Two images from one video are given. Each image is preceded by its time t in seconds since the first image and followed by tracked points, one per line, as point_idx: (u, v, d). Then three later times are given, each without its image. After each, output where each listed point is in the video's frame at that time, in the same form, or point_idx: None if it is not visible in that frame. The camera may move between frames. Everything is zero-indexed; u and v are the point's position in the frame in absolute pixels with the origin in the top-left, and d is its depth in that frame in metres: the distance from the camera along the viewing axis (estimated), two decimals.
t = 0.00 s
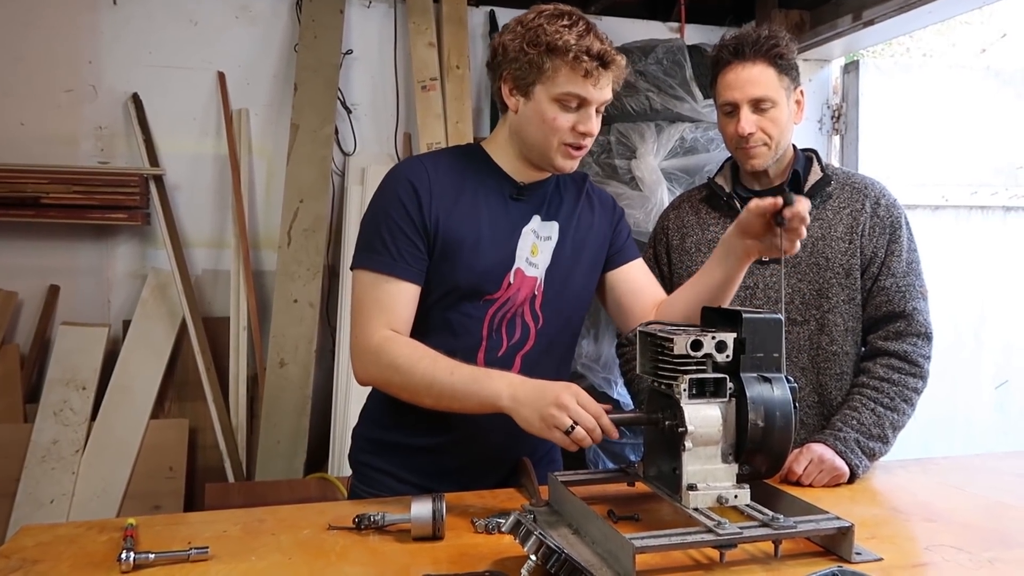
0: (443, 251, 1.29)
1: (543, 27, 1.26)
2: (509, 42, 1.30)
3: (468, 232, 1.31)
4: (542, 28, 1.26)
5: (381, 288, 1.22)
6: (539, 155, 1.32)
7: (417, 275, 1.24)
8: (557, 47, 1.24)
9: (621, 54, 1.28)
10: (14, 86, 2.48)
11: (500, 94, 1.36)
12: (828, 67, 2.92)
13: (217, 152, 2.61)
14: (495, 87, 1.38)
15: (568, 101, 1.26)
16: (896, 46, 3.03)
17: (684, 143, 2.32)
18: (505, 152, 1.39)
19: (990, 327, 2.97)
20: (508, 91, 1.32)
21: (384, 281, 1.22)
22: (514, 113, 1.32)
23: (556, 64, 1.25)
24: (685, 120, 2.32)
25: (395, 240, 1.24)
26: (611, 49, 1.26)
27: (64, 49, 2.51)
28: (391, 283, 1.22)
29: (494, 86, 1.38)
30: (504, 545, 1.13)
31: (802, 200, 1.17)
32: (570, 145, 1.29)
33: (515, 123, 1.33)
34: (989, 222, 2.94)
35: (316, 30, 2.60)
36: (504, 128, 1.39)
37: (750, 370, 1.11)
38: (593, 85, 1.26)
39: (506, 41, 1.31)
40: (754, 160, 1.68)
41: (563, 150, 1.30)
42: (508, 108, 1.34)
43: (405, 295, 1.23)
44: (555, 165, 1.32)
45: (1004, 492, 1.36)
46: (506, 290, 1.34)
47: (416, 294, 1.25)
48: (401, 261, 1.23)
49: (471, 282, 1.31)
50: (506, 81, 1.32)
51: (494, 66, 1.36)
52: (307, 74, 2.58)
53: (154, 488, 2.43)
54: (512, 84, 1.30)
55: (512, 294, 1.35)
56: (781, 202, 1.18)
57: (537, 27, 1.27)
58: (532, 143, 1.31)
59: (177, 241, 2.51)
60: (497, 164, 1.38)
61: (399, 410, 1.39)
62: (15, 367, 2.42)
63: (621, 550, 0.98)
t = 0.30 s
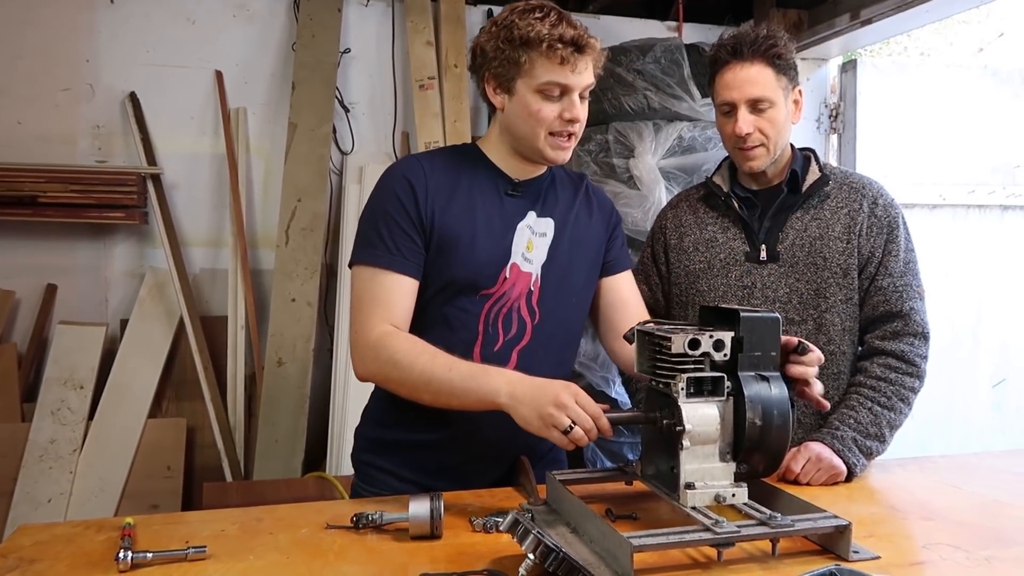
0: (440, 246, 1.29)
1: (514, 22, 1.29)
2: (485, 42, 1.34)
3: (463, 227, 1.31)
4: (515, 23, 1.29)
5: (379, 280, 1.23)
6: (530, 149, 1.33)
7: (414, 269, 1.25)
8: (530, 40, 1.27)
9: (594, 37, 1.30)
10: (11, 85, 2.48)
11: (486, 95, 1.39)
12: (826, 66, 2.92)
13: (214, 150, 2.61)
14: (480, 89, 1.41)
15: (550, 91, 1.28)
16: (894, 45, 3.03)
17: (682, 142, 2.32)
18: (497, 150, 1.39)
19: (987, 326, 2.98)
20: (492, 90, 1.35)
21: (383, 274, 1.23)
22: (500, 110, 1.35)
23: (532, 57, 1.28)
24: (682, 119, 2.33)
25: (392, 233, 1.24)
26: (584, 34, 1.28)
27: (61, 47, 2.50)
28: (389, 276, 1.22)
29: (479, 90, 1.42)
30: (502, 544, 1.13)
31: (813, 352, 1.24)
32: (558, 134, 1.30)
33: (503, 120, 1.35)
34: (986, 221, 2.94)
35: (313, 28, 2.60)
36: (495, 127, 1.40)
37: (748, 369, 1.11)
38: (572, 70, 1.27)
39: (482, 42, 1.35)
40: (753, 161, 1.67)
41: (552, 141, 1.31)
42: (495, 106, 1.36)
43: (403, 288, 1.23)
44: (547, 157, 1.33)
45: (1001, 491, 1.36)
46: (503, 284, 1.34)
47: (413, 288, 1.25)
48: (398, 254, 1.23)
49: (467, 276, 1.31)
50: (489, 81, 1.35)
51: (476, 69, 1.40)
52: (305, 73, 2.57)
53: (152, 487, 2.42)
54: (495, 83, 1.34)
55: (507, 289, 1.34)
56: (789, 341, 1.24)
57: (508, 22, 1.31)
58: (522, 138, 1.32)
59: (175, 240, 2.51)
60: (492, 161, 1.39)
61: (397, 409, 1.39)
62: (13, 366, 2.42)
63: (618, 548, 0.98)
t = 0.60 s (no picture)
0: (442, 243, 1.29)
1: (506, 22, 1.30)
2: (480, 42, 1.35)
3: (465, 224, 1.31)
4: (506, 23, 1.30)
5: (381, 276, 1.23)
6: (525, 146, 1.33)
7: (416, 265, 1.25)
8: (521, 39, 1.27)
9: (586, 33, 1.30)
10: (9, 84, 2.47)
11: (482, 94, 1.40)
12: (824, 66, 2.92)
13: (212, 149, 2.61)
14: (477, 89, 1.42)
15: (543, 88, 1.29)
16: (892, 45, 3.03)
17: (680, 141, 2.32)
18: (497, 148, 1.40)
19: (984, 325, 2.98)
20: (487, 89, 1.36)
21: (385, 271, 1.23)
22: (496, 108, 1.35)
23: (523, 55, 1.28)
24: (681, 118, 2.31)
25: (394, 230, 1.25)
26: (575, 31, 1.28)
27: (59, 46, 2.50)
28: (391, 272, 1.22)
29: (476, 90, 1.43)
30: (501, 544, 1.13)
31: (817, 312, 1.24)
32: (553, 132, 1.31)
33: (499, 118, 1.36)
34: (984, 221, 2.95)
35: (311, 27, 2.60)
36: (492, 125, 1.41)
37: (745, 368, 1.10)
38: (563, 67, 1.27)
39: (476, 42, 1.36)
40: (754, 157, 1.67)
41: (547, 138, 1.31)
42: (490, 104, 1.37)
43: (405, 284, 1.23)
44: (542, 155, 1.34)
45: (999, 489, 1.36)
46: (504, 282, 1.34)
47: (415, 285, 1.26)
48: (400, 250, 1.23)
49: (469, 273, 1.31)
50: (483, 80, 1.36)
51: (471, 69, 1.41)
52: (304, 72, 2.57)
53: (149, 487, 2.42)
54: (489, 82, 1.35)
55: (509, 286, 1.34)
56: (796, 302, 1.24)
57: (501, 21, 1.31)
58: (516, 136, 1.33)
59: (173, 240, 2.51)
60: (492, 160, 1.39)
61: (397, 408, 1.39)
62: (10, 366, 2.41)
63: (617, 547, 0.98)
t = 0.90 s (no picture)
0: (443, 242, 1.29)
1: (506, 17, 1.31)
2: (480, 38, 1.35)
3: (466, 224, 1.31)
4: (506, 19, 1.30)
5: (382, 276, 1.22)
6: (524, 141, 1.33)
7: (417, 264, 1.25)
8: (520, 33, 1.28)
9: (584, 30, 1.31)
10: (7, 83, 2.47)
11: (481, 91, 1.40)
12: (823, 65, 2.92)
13: (211, 149, 2.61)
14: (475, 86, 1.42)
15: (542, 82, 1.29)
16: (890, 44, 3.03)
17: (679, 140, 2.32)
18: (496, 146, 1.40)
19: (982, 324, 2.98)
20: (486, 85, 1.36)
21: (385, 270, 1.22)
22: (495, 104, 1.36)
23: (523, 49, 1.29)
24: (680, 117, 2.31)
25: (395, 229, 1.25)
26: (574, 28, 1.29)
27: (57, 45, 2.49)
28: (391, 272, 1.22)
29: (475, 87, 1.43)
30: (500, 543, 1.13)
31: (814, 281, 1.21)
32: (552, 127, 1.31)
33: (498, 114, 1.36)
34: (982, 220, 2.95)
35: (310, 27, 2.59)
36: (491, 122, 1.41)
37: (745, 368, 1.10)
38: (562, 62, 1.28)
39: (476, 38, 1.37)
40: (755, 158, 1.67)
41: (547, 133, 1.31)
42: (489, 100, 1.37)
43: (405, 284, 1.23)
44: (542, 150, 1.33)
45: (997, 489, 1.37)
46: (504, 281, 1.34)
47: (416, 284, 1.26)
48: (400, 250, 1.23)
49: (470, 272, 1.31)
50: (483, 76, 1.36)
51: (470, 66, 1.41)
52: (302, 71, 2.56)
53: (148, 486, 2.42)
54: (488, 78, 1.35)
55: (509, 285, 1.34)
56: (795, 274, 1.21)
57: (501, 17, 1.32)
58: (516, 131, 1.33)
59: (171, 239, 2.50)
60: (491, 158, 1.39)
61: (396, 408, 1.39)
62: (9, 366, 2.41)
63: (617, 546, 0.98)
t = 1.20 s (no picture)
0: (441, 241, 1.29)
1: (500, 11, 1.32)
2: (474, 33, 1.36)
3: (463, 222, 1.31)
4: (500, 13, 1.32)
5: (383, 277, 1.22)
6: (519, 132, 1.33)
7: (416, 263, 1.24)
8: (514, 25, 1.30)
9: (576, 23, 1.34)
10: (6, 82, 2.46)
11: (475, 87, 1.41)
12: (822, 65, 2.93)
13: (210, 148, 2.61)
14: (469, 83, 1.42)
15: (536, 72, 1.29)
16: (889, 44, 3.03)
17: (678, 140, 2.32)
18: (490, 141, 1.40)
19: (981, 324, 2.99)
20: (480, 80, 1.37)
21: (387, 273, 1.22)
22: (489, 99, 1.36)
23: (517, 41, 1.30)
24: (679, 117, 2.32)
25: (392, 229, 1.24)
26: (566, 20, 1.32)
27: (57, 44, 2.49)
28: (392, 273, 1.22)
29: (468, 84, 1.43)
30: (500, 543, 1.13)
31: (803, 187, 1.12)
32: (547, 118, 1.31)
33: (492, 109, 1.36)
34: (981, 220, 2.96)
35: (309, 26, 2.59)
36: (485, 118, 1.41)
37: (744, 367, 1.10)
38: (555, 52, 1.29)
39: (469, 34, 1.37)
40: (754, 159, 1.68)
41: (541, 124, 1.31)
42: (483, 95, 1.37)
43: (407, 285, 1.23)
44: (537, 141, 1.33)
45: (996, 489, 1.37)
46: (502, 278, 1.34)
47: (417, 285, 1.25)
48: (399, 249, 1.23)
49: (468, 269, 1.31)
50: (477, 71, 1.37)
51: (464, 64, 1.42)
52: (302, 71, 2.56)
53: (147, 486, 2.42)
54: (483, 72, 1.35)
55: (507, 283, 1.34)
56: (781, 179, 1.11)
57: (495, 12, 1.33)
58: (511, 123, 1.33)
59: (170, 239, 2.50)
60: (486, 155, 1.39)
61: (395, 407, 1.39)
62: (7, 366, 2.41)
63: (617, 546, 0.98)
